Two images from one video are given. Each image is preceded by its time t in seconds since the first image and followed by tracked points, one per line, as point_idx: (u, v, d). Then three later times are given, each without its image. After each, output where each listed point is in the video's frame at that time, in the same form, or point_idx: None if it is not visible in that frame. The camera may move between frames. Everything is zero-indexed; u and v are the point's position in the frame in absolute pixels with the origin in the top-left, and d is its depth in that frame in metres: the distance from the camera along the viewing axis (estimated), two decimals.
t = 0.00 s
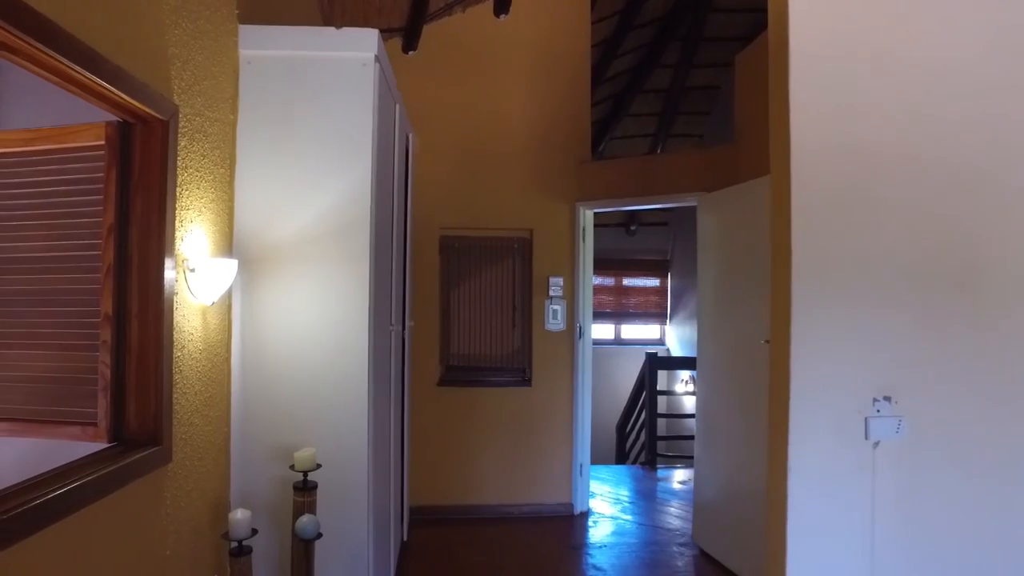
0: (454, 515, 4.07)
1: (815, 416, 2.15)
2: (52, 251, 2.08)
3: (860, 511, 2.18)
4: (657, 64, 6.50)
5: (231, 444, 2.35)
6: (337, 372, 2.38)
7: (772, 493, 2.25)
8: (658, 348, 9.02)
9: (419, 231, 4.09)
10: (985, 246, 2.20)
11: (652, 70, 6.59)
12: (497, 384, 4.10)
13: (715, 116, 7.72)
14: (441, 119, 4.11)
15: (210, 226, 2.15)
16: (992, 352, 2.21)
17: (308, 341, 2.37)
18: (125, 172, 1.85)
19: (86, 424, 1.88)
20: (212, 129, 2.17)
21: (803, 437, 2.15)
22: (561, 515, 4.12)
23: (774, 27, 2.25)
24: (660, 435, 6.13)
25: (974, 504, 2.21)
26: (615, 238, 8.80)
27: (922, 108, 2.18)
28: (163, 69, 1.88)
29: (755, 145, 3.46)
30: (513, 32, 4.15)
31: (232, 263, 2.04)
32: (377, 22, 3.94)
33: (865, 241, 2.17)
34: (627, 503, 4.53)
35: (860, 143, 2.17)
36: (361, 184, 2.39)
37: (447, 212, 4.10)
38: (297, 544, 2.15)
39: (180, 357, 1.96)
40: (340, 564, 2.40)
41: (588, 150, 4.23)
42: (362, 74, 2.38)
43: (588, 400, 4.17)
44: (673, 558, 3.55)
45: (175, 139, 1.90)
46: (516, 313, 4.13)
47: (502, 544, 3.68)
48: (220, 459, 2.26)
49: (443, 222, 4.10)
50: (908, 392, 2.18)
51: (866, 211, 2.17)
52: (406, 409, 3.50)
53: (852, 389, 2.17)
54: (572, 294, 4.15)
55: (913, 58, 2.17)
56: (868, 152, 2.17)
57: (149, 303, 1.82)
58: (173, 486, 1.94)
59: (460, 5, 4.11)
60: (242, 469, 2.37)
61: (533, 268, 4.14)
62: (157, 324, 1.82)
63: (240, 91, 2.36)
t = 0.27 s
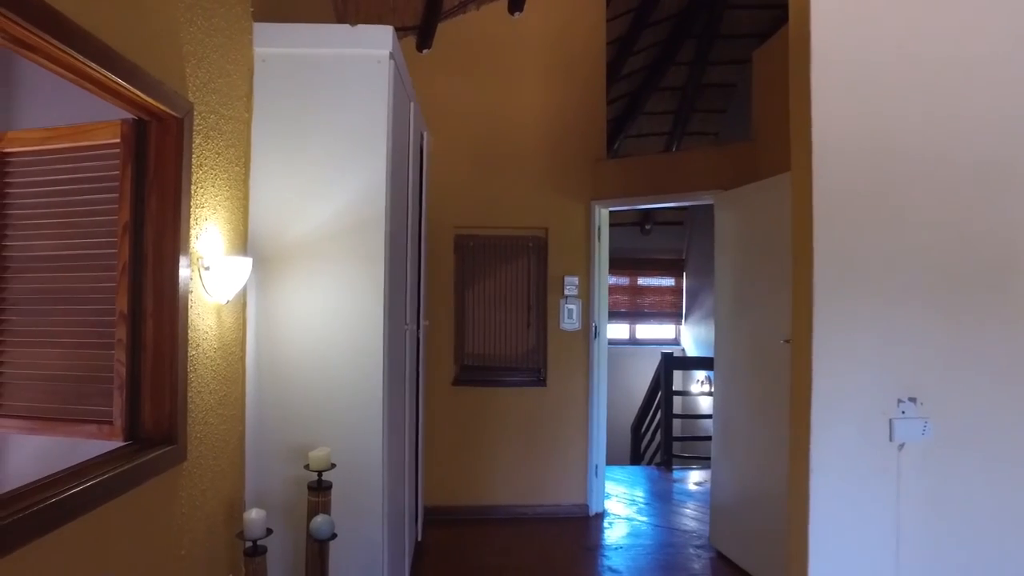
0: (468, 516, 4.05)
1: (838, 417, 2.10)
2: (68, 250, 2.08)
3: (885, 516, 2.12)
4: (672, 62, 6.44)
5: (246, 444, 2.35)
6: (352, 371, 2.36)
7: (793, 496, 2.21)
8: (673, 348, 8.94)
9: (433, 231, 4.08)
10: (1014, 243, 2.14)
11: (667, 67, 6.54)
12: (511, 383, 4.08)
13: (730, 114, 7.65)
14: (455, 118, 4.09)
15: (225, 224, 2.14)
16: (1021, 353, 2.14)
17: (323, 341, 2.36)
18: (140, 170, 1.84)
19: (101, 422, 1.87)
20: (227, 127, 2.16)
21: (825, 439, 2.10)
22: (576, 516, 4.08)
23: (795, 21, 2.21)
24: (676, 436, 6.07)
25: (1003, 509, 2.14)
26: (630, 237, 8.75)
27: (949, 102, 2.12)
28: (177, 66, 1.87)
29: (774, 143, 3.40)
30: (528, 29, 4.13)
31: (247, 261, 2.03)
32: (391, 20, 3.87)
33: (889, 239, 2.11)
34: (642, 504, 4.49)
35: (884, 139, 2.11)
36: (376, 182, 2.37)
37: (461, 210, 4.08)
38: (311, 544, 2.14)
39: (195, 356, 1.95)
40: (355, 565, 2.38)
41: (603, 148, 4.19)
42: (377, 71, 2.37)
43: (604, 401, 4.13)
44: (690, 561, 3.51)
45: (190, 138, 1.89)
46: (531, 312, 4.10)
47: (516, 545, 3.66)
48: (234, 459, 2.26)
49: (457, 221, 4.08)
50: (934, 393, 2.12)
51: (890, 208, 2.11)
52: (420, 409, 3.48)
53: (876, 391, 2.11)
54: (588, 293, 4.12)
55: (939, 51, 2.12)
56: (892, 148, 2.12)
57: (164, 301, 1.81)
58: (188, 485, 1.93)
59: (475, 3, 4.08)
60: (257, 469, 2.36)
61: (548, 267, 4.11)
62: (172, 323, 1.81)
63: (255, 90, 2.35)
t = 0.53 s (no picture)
0: (482, 517, 4.02)
1: (862, 420, 2.05)
2: (83, 250, 2.08)
3: (911, 522, 2.06)
4: (687, 59, 6.38)
5: (259, 445, 2.33)
6: (366, 372, 2.34)
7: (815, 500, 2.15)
8: (688, 349, 8.87)
9: (447, 230, 4.05)
10: None
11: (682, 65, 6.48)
12: (526, 384, 4.05)
13: (746, 112, 7.57)
14: (469, 117, 4.06)
15: (238, 223, 2.13)
16: None
17: (336, 341, 2.34)
18: (154, 168, 1.83)
19: (115, 423, 1.86)
20: (241, 125, 2.15)
21: (849, 442, 2.05)
22: (590, 518, 4.04)
23: (817, 14, 2.16)
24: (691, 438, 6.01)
25: None
26: (644, 237, 8.69)
27: (978, 97, 2.06)
28: (191, 64, 1.86)
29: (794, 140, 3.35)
30: (542, 27, 4.09)
31: (260, 261, 2.01)
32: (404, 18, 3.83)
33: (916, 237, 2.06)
34: (657, 506, 4.44)
35: (910, 135, 2.06)
36: (391, 181, 2.35)
37: (475, 210, 4.05)
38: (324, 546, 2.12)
39: (208, 355, 1.93)
40: (369, 567, 2.36)
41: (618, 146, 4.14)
42: (391, 69, 2.34)
43: (619, 402, 4.09)
44: (707, 564, 3.46)
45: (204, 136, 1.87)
46: (545, 312, 4.07)
47: (530, 547, 3.62)
48: (248, 460, 2.24)
49: (471, 221, 4.05)
50: (962, 396, 2.06)
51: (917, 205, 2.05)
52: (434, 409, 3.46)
53: (902, 393, 2.05)
54: (603, 293, 4.08)
55: (967, 44, 2.06)
56: (919, 143, 2.06)
57: (178, 301, 1.80)
58: (202, 486, 1.92)
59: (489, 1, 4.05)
60: (271, 470, 2.35)
61: (562, 267, 4.07)
62: (185, 323, 1.80)
63: (269, 88, 2.34)
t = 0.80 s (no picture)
0: (498, 520, 3.98)
1: (893, 425, 1.98)
2: (99, 251, 2.07)
3: (944, 531, 1.99)
4: (705, 57, 6.31)
5: (275, 447, 2.31)
6: (382, 373, 2.31)
7: (843, 507, 2.09)
8: (705, 349, 8.77)
9: (463, 230, 4.02)
10: None
11: (700, 63, 6.40)
12: (542, 385, 4.00)
13: (765, 109, 7.47)
14: (485, 115, 4.02)
15: (253, 223, 2.11)
16: None
17: (352, 342, 2.31)
18: (168, 167, 1.80)
19: (130, 424, 1.84)
20: (257, 124, 2.12)
21: (879, 447, 1.98)
22: (608, 521, 3.99)
23: (845, 7, 2.10)
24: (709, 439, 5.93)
25: None
26: (661, 236, 8.61)
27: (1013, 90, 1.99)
28: (206, 61, 1.83)
29: (818, 137, 3.27)
30: (559, 24, 4.04)
31: (276, 261, 1.99)
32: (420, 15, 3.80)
33: (949, 236, 1.99)
34: (675, 509, 4.38)
35: (943, 130, 1.99)
36: (407, 180, 2.32)
37: (491, 209, 4.01)
38: (340, 550, 2.09)
39: (223, 356, 1.91)
40: (385, 571, 2.33)
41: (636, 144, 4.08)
42: (407, 66, 2.31)
43: (637, 404, 4.04)
44: (727, 569, 3.40)
45: (219, 134, 1.85)
46: (562, 313, 4.02)
47: (547, 550, 3.58)
48: (263, 462, 2.22)
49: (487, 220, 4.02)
50: (998, 400, 1.99)
51: (950, 203, 1.98)
52: (450, 410, 3.42)
53: (934, 397, 1.98)
54: (621, 293, 4.02)
55: (1003, 35, 1.99)
56: (952, 139, 1.99)
57: (193, 301, 1.77)
58: (216, 489, 1.89)
59: None
60: (286, 472, 2.32)
61: (579, 266, 4.02)
62: (200, 324, 1.77)
63: (285, 87, 2.31)
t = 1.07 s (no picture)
0: (513, 522, 3.94)
1: (924, 429, 1.91)
2: (111, 250, 2.05)
3: (978, 539, 1.92)
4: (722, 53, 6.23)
5: (288, 448, 2.28)
6: (396, 374, 2.27)
7: (870, 513, 2.02)
8: (722, 349, 8.67)
9: (477, 229, 3.98)
10: None
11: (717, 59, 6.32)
12: (558, 386, 3.95)
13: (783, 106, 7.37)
14: (500, 113, 3.98)
15: (266, 221, 2.08)
16: None
17: (366, 343, 2.28)
18: (180, 165, 1.78)
19: (141, 426, 1.82)
20: (269, 121, 2.10)
21: (909, 452, 1.91)
22: (624, 524, 3.93)
23: None
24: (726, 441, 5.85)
25: None
26: (677, 235, 8.53)
27: None
28: (217, 57, 1.80)
29: (841, 132, 3.19)
30: (574, 20, 3.99)
31: (288, 260, 1.95)
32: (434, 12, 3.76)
33: (982, 233, 1.91)
34: (692, 511, 4.31)
35: (976, 123, 1.91)
36: (421, 178, 2.28)
37: (506, 208, 3.97)
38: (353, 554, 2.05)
39: (236, 357, 1.88)
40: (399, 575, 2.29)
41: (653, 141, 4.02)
42: (422, 62, 2.27)
43: (654, 405, 3.98)
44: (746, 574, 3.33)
45: (231, 131, 1.82)
46: (578, 313, 3.97)
47: (563, 553, 3.53)
48: (276, 464, 2.19)
49: (502, 219, 3.97)
50: None
51: (983, 199, 1.91)
52: (464, 411, 3.38)
53: (967, 400, 1.91)
54: (637, 292, 3.96)
55: None
56: (985, 132, 1.91)
57: (205, 301, 1.75)
58: (228, 491, 1.86)
59: None
60: (299, 474, 2.29)
61: (595, 265, 3.97)
62: (212, 324, 1.74)
63: (298, 84, 2.28)
